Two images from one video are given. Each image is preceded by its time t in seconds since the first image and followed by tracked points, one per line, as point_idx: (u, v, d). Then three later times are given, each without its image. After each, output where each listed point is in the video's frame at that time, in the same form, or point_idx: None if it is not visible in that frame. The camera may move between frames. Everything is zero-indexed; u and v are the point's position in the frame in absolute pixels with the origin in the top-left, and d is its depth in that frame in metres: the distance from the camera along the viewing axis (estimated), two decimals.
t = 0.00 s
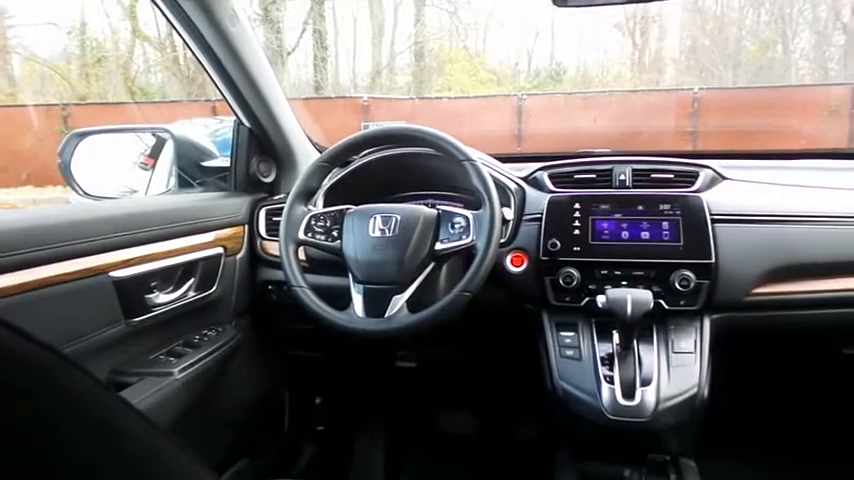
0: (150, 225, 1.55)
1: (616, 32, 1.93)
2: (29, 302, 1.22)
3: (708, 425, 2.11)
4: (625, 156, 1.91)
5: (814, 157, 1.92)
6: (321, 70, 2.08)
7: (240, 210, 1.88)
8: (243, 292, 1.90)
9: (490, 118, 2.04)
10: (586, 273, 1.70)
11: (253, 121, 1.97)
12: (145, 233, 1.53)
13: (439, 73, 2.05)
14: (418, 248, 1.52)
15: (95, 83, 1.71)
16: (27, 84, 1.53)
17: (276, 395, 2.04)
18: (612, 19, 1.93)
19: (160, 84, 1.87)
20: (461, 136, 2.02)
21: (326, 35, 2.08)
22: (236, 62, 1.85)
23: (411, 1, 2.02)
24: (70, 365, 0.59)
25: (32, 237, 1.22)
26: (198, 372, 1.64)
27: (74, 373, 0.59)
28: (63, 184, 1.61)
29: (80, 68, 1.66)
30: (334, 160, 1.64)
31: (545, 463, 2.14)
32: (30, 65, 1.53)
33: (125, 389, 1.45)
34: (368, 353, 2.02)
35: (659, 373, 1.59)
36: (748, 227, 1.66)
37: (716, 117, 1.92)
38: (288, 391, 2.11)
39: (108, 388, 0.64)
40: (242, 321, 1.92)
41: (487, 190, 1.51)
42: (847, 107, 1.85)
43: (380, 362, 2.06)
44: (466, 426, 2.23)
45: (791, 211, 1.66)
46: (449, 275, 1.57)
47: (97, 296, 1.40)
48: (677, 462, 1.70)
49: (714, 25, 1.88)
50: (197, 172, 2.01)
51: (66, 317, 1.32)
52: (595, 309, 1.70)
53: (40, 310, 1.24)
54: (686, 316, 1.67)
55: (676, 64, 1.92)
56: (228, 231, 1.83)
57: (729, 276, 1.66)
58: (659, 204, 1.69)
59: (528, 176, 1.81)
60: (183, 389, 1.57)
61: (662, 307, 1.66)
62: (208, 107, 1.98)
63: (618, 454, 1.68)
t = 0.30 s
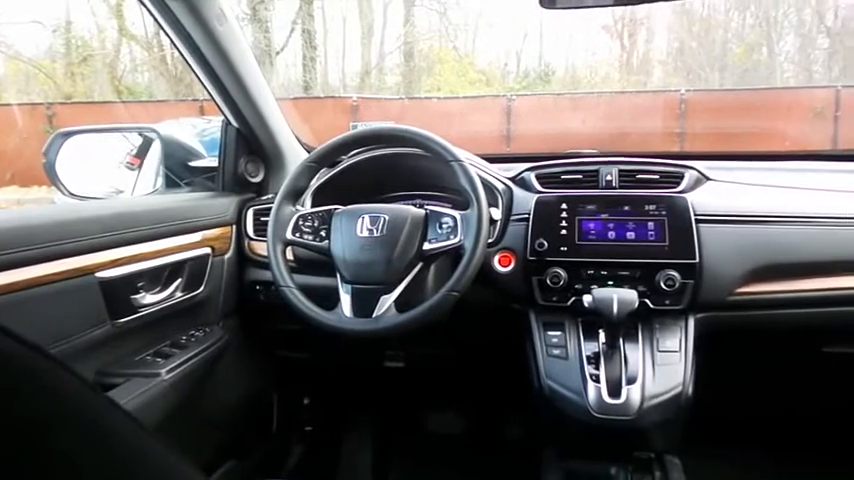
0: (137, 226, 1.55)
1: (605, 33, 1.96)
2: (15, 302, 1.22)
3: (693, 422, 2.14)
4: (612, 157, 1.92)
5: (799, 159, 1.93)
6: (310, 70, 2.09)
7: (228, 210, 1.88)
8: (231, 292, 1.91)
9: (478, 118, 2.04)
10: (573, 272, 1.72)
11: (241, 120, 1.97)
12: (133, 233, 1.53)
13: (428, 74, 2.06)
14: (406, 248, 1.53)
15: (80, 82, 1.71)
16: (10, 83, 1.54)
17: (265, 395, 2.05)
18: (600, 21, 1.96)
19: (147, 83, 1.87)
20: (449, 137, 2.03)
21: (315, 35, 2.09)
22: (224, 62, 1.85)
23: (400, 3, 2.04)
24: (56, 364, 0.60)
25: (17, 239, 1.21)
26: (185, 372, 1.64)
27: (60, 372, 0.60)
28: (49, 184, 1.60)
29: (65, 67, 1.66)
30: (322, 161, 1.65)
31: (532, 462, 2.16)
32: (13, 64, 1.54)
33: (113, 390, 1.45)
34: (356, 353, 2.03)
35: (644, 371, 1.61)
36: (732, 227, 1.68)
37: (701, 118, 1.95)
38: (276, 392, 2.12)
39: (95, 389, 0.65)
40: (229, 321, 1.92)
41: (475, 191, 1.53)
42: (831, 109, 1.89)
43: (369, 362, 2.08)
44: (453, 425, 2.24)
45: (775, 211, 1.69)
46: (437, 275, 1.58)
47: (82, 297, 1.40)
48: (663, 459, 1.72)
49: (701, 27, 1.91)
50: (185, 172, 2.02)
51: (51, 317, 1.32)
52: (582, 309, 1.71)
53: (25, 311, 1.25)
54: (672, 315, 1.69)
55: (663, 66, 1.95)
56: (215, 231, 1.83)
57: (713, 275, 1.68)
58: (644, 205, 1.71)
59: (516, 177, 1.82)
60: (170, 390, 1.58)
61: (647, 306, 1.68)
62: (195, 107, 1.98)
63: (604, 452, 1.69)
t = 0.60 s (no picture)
0: (124, 224, 1.54)
1: (593, 34, 1.99)
2: None
3: (679, 422, 2.16)
4: (601, 157, 1.92)
5: (784, 160, 1.96)
6: (299, 69, 2.09)
7: (215, 209, 1.88)
8: (218, 292, 1.90)
9: (468, 119, 2.03)
10: (560, 271, 1.73)
11: (229, 118, 1.97)
12: (118, 232, 1.53)
13: (418, 74, 2.05)
14: (394, 247, 1.54)
15: (66, 80, 1.70)
16: None
17: (253, 394, 2.05)
18: (589, 22, 1.99)
19: (134, 81, 1.86)
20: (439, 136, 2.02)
21: (304, 34, 2.08)
22: (212, 60, 1.86)
23: (390, 4, 2.05)
24: (42, 364, 0.62)
25: None
26: (171, 372, 1.64)
27: (47, 372, 0.62)
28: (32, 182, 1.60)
29: (50, 65, 1.65)
30: (311, 159, 1.65)
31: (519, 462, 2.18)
32: None
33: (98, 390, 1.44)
34: (344, 353, 2.03)
35: (631, 370, 1.62)
36: (718, 227, 1.70)
37: (690, 120, 1.94)
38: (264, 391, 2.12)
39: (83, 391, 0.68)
40: (217, 321, 1.92)
41: (463, 190, 1.54)
42: (815, 110, 1.90)
43: (357, 362, 2.08)
44: (442, 424, 2.25)
45: (760, 211, 1.70)
46: (425, 274, 1.58)
47: (66, 296, 1.39)
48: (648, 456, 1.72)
49: (689, 29, 1.95)
50: (171, 170, 2.01)
51: (34, 317, 1.31)
52: (569, 308, 1.72)
53: (7, 310, 1.24)
54: (658, 314, 1.71)
55: (651, 68, 1.95)
56: (202, 231, 1.82)
57: (699, 274, 1.70)
58: (631, 204, 1.73)
59: (504, 176, 1.83)
60: (156, 390, 1.57)
61: (634, 305, 1.69)
62: (183, 105, 1.98)
63: (591, 449, 1.70)
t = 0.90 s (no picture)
0: (109, 223, 1.53)
1: (582, 35, 1.99)
2: None
3: (665, 421, 2.17)
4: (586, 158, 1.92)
5: (771, 160, 1.98)
6: (287, 69, 2.10)
7: (202, 209, 1.86)
8: (204, 292, 1.89)
9: (457, 120, 2.02)
10: (547, 271, 1.74)
11: (215, 118, 1.96)
12: (103, 231, 1.52)
13: (406, 74, 2.06)
14: (382, 247, 1.54)
15: (51, 78, 1.69)
16: None
17: (240, 395, 2.04)
18: (577, 23, 1.99)
19: (120, 80, 1.86)
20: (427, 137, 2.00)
21: (293, 33, 2.10)
22: (198, 59, 1.85)
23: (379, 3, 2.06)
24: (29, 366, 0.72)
25: None
26: (157, 373, 1.63)
27: (32, 372, 0.71)
28: (16, 181, 1.60)
29: (35, 63, 1.64)
30: (298, 158, 1.65)
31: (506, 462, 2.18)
32: None
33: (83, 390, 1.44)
34: (332, 353, 2.03)
35: (617, 369, 1.63)
36: (704, 227, 1.71)
37: (679, 121, 1.95)
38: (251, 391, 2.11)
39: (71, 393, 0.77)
40: (203, 321, 1.91)
41: (451, 190, 1.54)
42: (801, 112, 1.90)
43: (345, 363, 2.08)
44: (429, 423, 2.25)
45: (745, 211, 1.72)
46: (412, 275, 1.59)
47: (50, 296, 1.38)
48: (634, 454, 1.73)
49: (676, 30, 1.97)
50: (157, 170, 1.99)
51: (16, 317, 1.30)
52: (556, 308, 1.73)
53: None
54: (644, 313, 1.71)
55: (639, 69, 1.95)
56: (188, 230, 1.81)
57: (684, 274, 1.70)
58: (618, 205, 1.73)
59: (492, 176, 1.84)
60: (141, 391, 1.57)
61: (621, 304, 1.70)
62: (169, 105, 1.96)
63: (578, 448, 1.71)
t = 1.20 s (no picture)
0: (94, 224, 1.53)
1: (569, 36, 2.00)
2: None
3: (649, 419, 2.19)
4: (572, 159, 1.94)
5: (754, 161, 2.00)
6: (275, 68, 2.10)
7: (187, 209, 1.86)
8: (190, 293, 1.89)
9: (443, 120, 2.02)
10: (533, 271, 1.74)
11: (201, 118, 1.96)
12: (88, 231, 1.51)
13: (394, 74, 2.07)
14: (368, 247, 1.54)
15: (36, 76, 1.67)
16: None
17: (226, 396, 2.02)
18: (565, 24, 2.00)
19: (105, 79, 1.85)
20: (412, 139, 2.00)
21: (280, 32, 2.11)
22: (183, 59, 1.85)
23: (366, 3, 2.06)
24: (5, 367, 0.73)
25: None
26: (141, 374, 1.64)
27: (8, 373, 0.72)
28: None
29: (18, 60, 1.61)
30: (284, 159, 1.64)
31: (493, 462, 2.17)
32: None
33: (67, 393, 1.44)
34: (318, 353, 2.04)
35: (602, 369, 1.64)
36: (687, 227, 1.73)
37: (665, 121, 1.95)
38: (238, 393, 2.10)
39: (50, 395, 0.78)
40: (189, 322, 1.90)
41: (437, 191, 1.54)
42: (785, 114, 1.92)
43: (331, 362, 2.08)
44: (417, 423, 2.24)
45: (728, 212, 1.73)
46: (399, 275, 1.60)
47: (34, 296, 1.38)
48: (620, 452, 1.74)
49: (662, 32, 1.97)
50: (142, 170, 1.97)
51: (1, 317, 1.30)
52: (542, 308, 1.73)
53: None
54: (628, 312, 1.73)
55: (625, 70, 1.97)
56: (174, 230, 1.81)
57: (668, 274, 1.72)
58: (603, 205, 1.75)
59: (478, 177, 1.85)
60: (125, 392, 1.57)
61: (605, 304, 1.71)
62: (157, 104, 1.96)
63: (563, 447, 1.72)
